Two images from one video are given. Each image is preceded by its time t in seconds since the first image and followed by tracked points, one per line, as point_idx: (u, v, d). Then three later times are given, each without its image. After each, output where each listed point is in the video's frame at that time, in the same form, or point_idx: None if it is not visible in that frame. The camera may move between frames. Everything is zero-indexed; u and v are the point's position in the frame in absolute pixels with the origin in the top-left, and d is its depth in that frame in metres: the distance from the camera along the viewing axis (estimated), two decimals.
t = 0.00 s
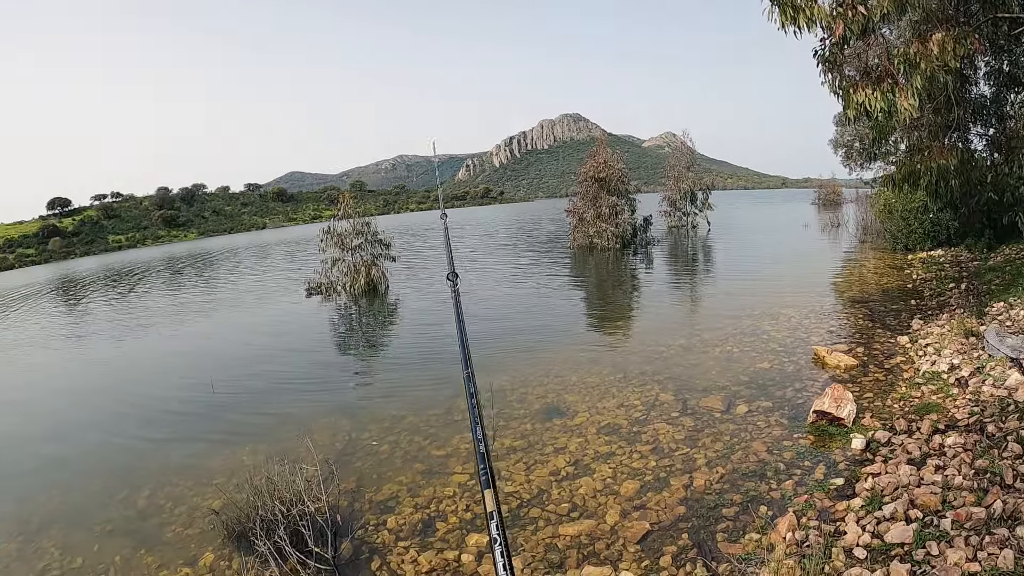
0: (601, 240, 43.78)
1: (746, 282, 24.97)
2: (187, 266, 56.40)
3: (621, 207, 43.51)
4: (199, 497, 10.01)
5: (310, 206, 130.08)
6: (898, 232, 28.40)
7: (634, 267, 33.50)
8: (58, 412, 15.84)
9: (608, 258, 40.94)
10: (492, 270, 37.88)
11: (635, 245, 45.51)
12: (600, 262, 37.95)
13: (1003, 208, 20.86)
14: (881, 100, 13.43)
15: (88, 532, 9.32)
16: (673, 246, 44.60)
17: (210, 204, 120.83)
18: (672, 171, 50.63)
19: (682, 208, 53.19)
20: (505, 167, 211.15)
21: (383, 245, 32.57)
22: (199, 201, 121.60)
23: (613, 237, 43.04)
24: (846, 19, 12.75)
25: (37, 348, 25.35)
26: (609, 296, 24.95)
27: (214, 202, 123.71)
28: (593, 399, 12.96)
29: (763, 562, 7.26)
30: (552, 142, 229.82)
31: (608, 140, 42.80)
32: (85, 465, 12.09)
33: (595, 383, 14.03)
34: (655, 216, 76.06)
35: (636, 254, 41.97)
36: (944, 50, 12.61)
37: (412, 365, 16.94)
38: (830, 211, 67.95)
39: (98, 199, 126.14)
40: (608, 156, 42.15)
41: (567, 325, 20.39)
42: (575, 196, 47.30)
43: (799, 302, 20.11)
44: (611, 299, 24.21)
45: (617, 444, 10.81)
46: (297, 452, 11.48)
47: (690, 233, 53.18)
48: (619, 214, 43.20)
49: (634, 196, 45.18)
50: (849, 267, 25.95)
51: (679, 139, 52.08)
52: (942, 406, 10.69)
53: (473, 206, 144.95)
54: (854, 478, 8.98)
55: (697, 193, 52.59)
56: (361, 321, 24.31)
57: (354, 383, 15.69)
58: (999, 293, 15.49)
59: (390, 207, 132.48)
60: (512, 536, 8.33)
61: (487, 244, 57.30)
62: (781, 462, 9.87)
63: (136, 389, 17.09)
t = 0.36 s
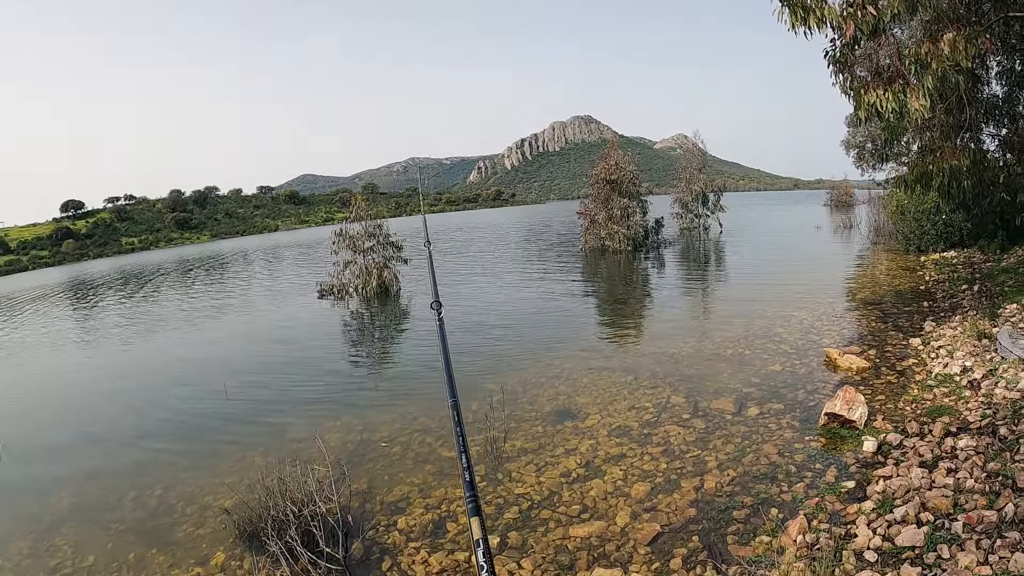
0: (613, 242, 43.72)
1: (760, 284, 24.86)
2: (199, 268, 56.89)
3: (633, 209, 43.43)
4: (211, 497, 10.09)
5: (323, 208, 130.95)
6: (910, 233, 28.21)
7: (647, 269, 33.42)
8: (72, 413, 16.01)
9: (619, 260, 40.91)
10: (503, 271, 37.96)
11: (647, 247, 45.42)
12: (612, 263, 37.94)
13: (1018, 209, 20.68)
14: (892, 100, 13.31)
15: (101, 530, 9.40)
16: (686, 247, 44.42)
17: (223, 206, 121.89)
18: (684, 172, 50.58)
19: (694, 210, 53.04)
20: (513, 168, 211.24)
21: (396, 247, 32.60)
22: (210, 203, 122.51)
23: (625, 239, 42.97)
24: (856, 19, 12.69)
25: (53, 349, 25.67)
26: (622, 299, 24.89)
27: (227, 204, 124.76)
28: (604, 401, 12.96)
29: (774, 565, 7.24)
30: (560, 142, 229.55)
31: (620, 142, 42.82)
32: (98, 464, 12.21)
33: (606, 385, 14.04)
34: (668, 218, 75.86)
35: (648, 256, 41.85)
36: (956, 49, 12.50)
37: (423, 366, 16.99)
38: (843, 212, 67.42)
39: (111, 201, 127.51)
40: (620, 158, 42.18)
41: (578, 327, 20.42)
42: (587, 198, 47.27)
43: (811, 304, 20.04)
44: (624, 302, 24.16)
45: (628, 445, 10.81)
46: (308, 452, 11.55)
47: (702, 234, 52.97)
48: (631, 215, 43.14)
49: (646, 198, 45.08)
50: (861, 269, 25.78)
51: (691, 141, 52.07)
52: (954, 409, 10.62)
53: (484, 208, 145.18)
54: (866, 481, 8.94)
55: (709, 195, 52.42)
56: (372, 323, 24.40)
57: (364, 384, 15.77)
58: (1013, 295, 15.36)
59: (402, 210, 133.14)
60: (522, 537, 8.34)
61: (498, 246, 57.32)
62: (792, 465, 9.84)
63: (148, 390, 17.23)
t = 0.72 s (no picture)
0: (621, 243, 43.68)
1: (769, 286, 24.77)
2: (208, 268, 57.21)
3: (641, 210, 43.38)
4: (218, 496, 10.13)
5: (332, 208, 131.55)
6: (919, 235, 28.06)
7: (655, 270, 33.34)
8: (80, 411, 16.11)
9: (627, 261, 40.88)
10: (510, 272, 38.00)
11: (655, 247, 45.34)
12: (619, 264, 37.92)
13: None
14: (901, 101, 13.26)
15: (108, 528, 9.44)
16: (694, 248, 44.29)
17: (232, 206, 122.71)
18: (692, 173, 50.51)
19: (702, 211, 52.92)
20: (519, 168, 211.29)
21: (404, 247, 32.52)
22: (218, 202, 123.07)
23: (633, 240, 42.93)
24: (865, 20, 12.65)
25: (62, 347, 25.84)
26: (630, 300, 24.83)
27: (235, 203, 125.34)
28: (611, 402, 12.95)
29: (781, 567, 7.22)
30: (566, 142, 229.32)
31: (629, 142, 42.73)
32: (106, 462, 12.28)
33: (614, 386, 14.03)
34: (675, 219, 75.72)
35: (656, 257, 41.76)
36: (965, 50, 12.44)
37: (429, 367, 17.02)
38: (853, 214, 67.04)
39: (120, 201, 128.45)
40: (628, 158, 42.11)
41: (585, 328, 20.43)
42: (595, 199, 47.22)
43: (820, 306, 19.98)
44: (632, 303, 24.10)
45: (635, 447, 10.79)
46: (315, 452, 11.58)
47: (710, 235, 52.80)
48: (639, 216, 43.07)
49: (654, 199, 44.99)
50: (870, 271, 25.67)
51: (699, 142, 52.00)
52: (963, 412, 10.57)
53: (491, 208, 145.24)
54: (873, 484, 8.90)
55: (718, 196, 52.28)
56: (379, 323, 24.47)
57: (371, 384, 15.80)
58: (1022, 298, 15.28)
59: (411, 210, 133.55)
60: (529, 538, 8.34)
61: (505, 246, 57.33)
62: (800, 467, 9.81)
63: (155, 390, 17.32)
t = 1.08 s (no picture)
0: (630, 242, 43.51)
1: (780, 285, 24.66)
2: (218, 268, 57.56)
3: (650, 209, 43.23)
4: (228, 495, 10.17)
5: (343, 207, 131.91)
6: (930, 233, 27.87)
7: (664, 269, 33.23)
8: (91, 411, 16.23)
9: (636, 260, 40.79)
10: (518, 271, 38.03)
11: (664, 247, 45.20)
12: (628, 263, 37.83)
13: None
14: (912, 99, 13.15)
15: (119, 527, 9.50)
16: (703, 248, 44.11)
17: (242, 206, 123.43)
18: (702, 172, 50.34)
19: (712, 210, 52.71)
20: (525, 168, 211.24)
21: (414, 247, 32.49)
22: (227, 202, 123.68)
23: (642, 239, 42.77)
24: (876, 17, 12.55)
25: (74, 347, 26.05)
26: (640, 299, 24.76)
27: (243, 204, 125.93)
28: (622, 402, 12.92)
29: (792, 568, 7.18)
30: (573, 142, 228.97)
31: (638, 141, 42.59)
32: (116, 462, 12.36)
33: (625, 386, 14.00)
34: (684, 218, 75.47)
35: (665, 256, 41.64)
36: (976, 47, 12.26)
37: (438, 366, 17.04)
38: (865, 213, 66.48)
39: (129, 201, 129.33)
40: (638, 157, 41.99)
41: (595, 327, 20.43)
42: (604, 198, 47.11)
43: (830, 305, 19.90)
44: (642, 302, 24.02)
45: (646, 447, 10.76)
46: (324, 452, 11.60)
47: (719, 235, 52.55)
48: (649, 215, 42.92)
49: (664, 198, 44.79)
50: (880, 270, 25.56)
51: (709, 141, 51.90)
52: (975, 412, 10.49)
53: (498, 208, 145.23)
54: (885, 484, 8.84)
55: (727, 195, 52.06)
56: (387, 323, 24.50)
57: (380, 384, 15.83)
58: None
59: (420, 209, 133.64)
60: (539, 537, 8.33)
61: (513, 245, 57.26)
62: (811, 467, 9.76)
63: (165, 390, 17.41)
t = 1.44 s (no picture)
0: (634, 241, 43.42)
1: (784, 284, 24.60)
2: (222, 265, 57.62)
3: (654, 208, 43.16)
4: (231, 492, 10.17)
5: (343, 206, 131.71)
6: (935, 233, 27.77)
7: (668, 268, 33.21)
8: (94, 408, 16.25)
9: (640, 259, 40.72)
10: (521, 269, 38.03)
11: (668, 245, 45.14)
12: (632, 262, 37.77)
13: None
14: (918, 98, 13.07)
15: (123, 524, 9.51)
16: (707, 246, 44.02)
17: (245, 203, 123.59)
18: (706, 171, 50.23)
19: (716, 209, 52.60)
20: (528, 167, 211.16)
21: (417, 245, 32.50)
22: (231, 199, 123.79)
23: (646, 238, 42.69)
24: (882, 16, 12.54)
25: (78, 344, 26.11)
26: (644, 298, 24.74)
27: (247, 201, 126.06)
28: (626, 400, 12.89)
29: (795, 568, 7.15)
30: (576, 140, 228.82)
31: (642, 139, 42.58)
32: (119, 458, 12.37)
33: (628, 384, 13.97)
34: (689, 217, 75.31)
35: (669, 254, 41.57)
36: (982, 46, 12.09)
37: (441, 364, 17.02)
38: (869, 212, 66.22)
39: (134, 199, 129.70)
40: (642, 156, 42.00)
41: (599, 325, 20.42)
42: (608, 197, 47.08)
43: (834, 304, 19.85)
44: (646, 301, 23.98)
45: (649, 445, 10.74)
46: (327, 449, 11.61)
47: (723, 233, 52.42)
48: (653, 214, 42.85)
49: (668, 196, 44.72)
50: (885, 269, 25.50)
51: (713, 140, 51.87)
52: (979, 412, 10.44)
53: (501, 206, 145.16)
54: (889, 484, 8.80)
55: (731, 194, 51.95)
56: (390, 321, 24.50)
57: (383, 382, 15.82)
58: None
59: (423, 207, 133.70)
60: (542, 536, 8.32)
61: (517, 244, 57.24)
62: (814, 467, 9.72)
63: (168, 387, 17.42)
